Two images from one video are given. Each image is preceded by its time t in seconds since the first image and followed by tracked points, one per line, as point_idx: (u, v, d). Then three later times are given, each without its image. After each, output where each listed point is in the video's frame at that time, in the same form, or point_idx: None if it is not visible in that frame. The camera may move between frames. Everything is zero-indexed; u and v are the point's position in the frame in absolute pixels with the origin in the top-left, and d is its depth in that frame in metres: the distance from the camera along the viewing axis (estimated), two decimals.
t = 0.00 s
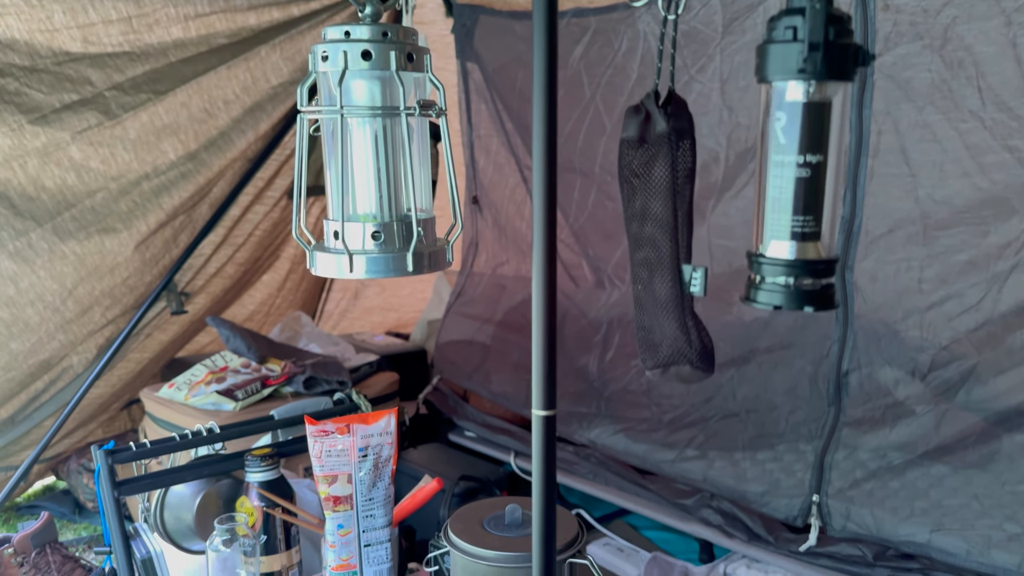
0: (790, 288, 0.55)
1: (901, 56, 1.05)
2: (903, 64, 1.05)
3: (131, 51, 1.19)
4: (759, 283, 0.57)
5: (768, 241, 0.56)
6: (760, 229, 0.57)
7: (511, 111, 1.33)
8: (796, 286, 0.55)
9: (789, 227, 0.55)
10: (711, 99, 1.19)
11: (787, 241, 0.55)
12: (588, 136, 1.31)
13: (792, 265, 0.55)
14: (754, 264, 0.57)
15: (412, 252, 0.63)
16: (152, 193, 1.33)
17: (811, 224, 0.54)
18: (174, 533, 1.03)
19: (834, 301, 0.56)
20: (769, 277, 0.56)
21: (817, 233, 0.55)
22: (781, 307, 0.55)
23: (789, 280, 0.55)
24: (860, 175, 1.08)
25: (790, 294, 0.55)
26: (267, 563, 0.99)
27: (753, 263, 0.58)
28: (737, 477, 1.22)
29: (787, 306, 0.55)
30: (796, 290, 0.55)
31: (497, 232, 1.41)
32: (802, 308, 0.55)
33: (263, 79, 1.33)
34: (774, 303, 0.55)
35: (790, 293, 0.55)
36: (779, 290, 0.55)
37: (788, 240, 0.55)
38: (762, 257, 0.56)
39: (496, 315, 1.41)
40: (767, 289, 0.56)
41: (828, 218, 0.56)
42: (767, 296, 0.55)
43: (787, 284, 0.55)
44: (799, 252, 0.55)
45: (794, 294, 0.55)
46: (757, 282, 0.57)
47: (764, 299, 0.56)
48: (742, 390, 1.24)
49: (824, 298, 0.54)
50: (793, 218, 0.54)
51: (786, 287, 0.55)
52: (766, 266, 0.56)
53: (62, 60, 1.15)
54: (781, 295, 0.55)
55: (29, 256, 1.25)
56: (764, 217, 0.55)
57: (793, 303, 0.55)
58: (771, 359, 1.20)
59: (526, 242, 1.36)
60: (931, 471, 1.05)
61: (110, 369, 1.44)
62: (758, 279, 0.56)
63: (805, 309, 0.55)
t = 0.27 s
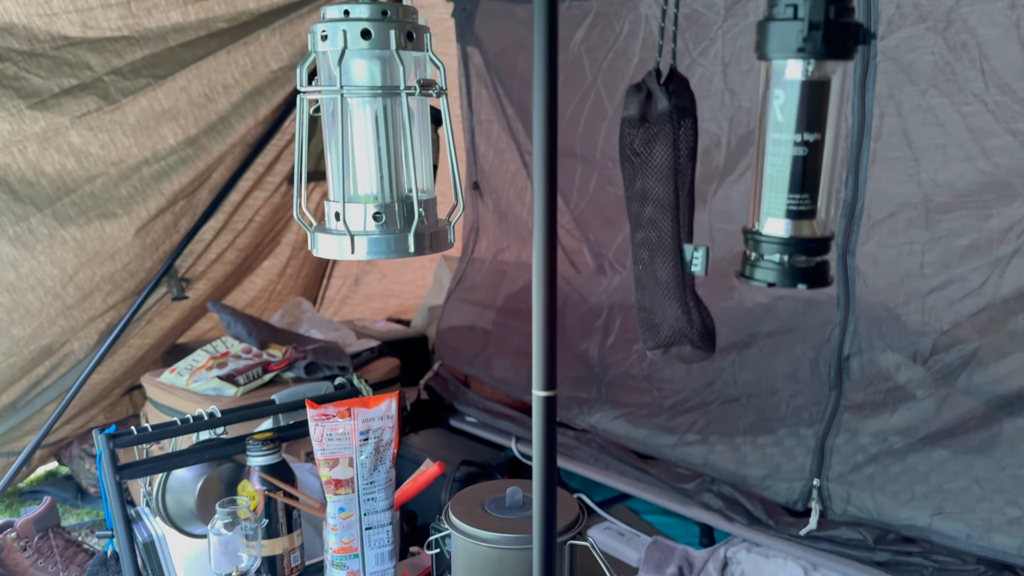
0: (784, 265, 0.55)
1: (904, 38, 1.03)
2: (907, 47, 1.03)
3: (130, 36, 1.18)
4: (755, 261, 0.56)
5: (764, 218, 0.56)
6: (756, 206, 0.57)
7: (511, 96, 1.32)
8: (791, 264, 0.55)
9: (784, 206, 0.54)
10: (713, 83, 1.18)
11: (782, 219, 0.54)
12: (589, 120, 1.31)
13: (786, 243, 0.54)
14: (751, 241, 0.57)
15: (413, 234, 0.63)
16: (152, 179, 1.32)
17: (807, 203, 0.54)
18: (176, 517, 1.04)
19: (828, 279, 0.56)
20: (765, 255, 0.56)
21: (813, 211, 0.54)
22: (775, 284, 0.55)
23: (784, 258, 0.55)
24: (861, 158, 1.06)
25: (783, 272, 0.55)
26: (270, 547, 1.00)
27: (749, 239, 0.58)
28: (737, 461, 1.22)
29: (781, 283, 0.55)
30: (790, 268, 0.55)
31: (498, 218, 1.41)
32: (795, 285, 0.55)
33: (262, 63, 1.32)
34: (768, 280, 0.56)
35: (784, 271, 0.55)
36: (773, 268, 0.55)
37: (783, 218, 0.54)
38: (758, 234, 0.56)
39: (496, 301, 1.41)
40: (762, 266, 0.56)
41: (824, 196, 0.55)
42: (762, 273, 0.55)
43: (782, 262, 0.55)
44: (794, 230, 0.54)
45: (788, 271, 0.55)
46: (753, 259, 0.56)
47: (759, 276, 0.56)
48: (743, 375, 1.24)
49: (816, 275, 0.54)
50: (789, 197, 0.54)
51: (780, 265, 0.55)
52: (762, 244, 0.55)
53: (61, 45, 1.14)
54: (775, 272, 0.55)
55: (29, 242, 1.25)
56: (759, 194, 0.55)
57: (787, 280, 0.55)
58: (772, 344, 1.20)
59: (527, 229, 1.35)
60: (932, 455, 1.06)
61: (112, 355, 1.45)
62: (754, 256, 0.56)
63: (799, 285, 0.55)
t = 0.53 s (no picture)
0: (795, 243, 0.54)
1: (909, 19, 1.02)
2: (911, 28, 1.02)
3: (130, 20, 1.17)
4: (764, 239, 0.56)
5: (773, 195, 0.55)
6: (764, 184, 0.56)
7: (513, 80, 1.32)
8: (802, 241, 0.54)
9: (795, 181, 0.54)
10: (716, 65, 1.17)
11: (792, 195, 0.54)
12: (591, 104, 1.31)
13: (797, 220, 0.54)
14: (759, 219, 0.56)
15: (415, 212, 0.63)
16: (154, 163, 1.33)
17: (817, 177, 0.54)
18: (180, 499, 1.04)
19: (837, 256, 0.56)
20: (774, 233, 0.55)
21: (823, 186, 0.54)
22: (785, 262, 0.55)
23: (795, 235, 0.54)
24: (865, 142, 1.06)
25: (795, 249, 0.54)
26: (273, 528, 1.00)
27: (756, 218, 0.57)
28: (738, 444, 1.22)
29: (792, 261, 0.55)
30: (801, 245, 0.54)
31: (500, 203, 1.41)
32: (806, 263, 0.54)
33: (263, 47, 1.32)
34: (778, 259, 0.55)
35: (795, 248, 0.54)
36: (784, 246, 0.54)
37: (793, 194, 0.54)
38: (767, 212, 0.55)
39: (498, 285, 1.41)
40: (771, 245, 0.56)
41: (833, 172, 0.55)
42: (772, 251, 0.55)
43: (792, 240, 0.54)
44: (805, 206, 0.54)
45: (799, 248, 0.54)
46: (761, 237, 0.56)
47: (768, 254, 0.55)
48: (745, 358, 1.24)
49: (828, 252, 0.54)
50: (799, 172, 0.54)
51: (791, 242, 0.54)
52: (771, 221, 0.55)
53: (61, 28, 1.13)
54: (785, 250, 0.55)
55: (32, 227, 1.26)
56: (769, 170, 0.54)
57: (798, 257, 0.54)
58: (774, 326, 1.20)
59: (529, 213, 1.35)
60: (934, 438, 1.05)
61: (116, 340, 1.46)
62: (763, 234, 0.56)
63: (809, 263, 0.55)
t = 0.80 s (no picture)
0: (796, 216, 0.54)
1: None
2: (917, 8, 1.01)
3: (131, 2, 1.17)
4: (766, 213, 0.56)
5: (775, 168, 0.55)
6: (768, 157, 0.56)
7: (516, 63, 1.31)
8: (803, 214, 0.54)
9: (796, 154, 0.54)
10: (720, 46, 1.17)
11: (794, 168, 0.54)
12: (593, 88, 1.30)
13: (799, 193, 0.54)
14: (762, 192, 0.56)
15: (417, 189, 0.63)
16: (156, 148, 1.32)
17: (819, 151, 0.53)
18: (184, 481, 1.05)
19: (839, 231, 0.55)
20: (776, 206, 0.55)
21: (825, 160, 0.54)
22: (787, 236, 0.55)
23: (796, 208, 0.54)
24: (869, 124, 1.06)
25: (796, 222, 0.54)
26: (278, 509, 1.01)
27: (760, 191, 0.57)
28: (741, 428, 1.22)
29: (793, 234, 0.54)
30: (802, 218, 0.54)
31: (502, 187, 1.40)
32: (808, 237, 0.54)
33: (264, 30, 1.30)
34: (780, 232, 0.55)
35: (796, 221, 0.54)
36: (785, 219, 0.54)
37: (795, 167, 0.54)
38: (769, 185, 0.55)
39: (502, 270, 1.40)
40: (774, 218, 0.55)
41: (837, 146, 0.54)
42: (774, 224, 0.54)
43: (794, 213, 0.54)
44: (807, 179, 0.54)
45: (800, 222, 0.54)
46: (764, 210, 0.56)
47: (771, 228, 0.55)
48: (748, 342, 1.23)
49: (829, 226, 0.54)
50: (801, 145, 0.53)
51: (792, 216, 0.54)
52: (773, 194, 0.55)
53: (62, 12, 1.14)
54: (787, 223, 0.54)
55: (35, 210, 1.28)
56: (771, 143, 0.54)
57: (799, 231, 0.54)
58: (778, 309, 1.19)
59: (531, 198, 1.35)
60: (937, 421, 1.05)
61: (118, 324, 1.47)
62: (765, 208, 0.56)
63: (811, 237, 0.54)
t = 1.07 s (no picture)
0: (801, 186, 0.53)
1: None
2: None
3: None
4: (770, 183, 0.55)
5: (780, 138, 0.54)
6: (772, 128, 0.55)
7: (519, 45, 1.31)
8: (808, 184, 0.53)
9: (802, 124, 0.53)
10: (725, 25, 1.17)
11: (799, 138, 0.53)
12: (596, 70, 1.30)
13: (804, 163, 0.53)
14: (765, 163, 0.55)
15: (423, 162, 0.63)
16: (159, 130, 1.32)
17: (825, 120, 0.53)
18: (190, 460, 1.06)
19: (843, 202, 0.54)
20: (780, 176, 0.54)
21: (830, 130, 0.53)
22: (791, 207, 0.53)
23: (801, 178, 0.53)
24: (875, 102, 1.04)
25: (801, 192, 0.53)
26: (284, 488, 1.03)
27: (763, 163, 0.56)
28: (744, 409, 1.23)
29: (798, 205, 0.53)
30: (807, 188, 0.53)
31: (506, 170, 1.40)
32: (812, 207, 0.53)
33: (267, 11, 1.29)
34: (784, 203, 0.54)
35: (801, 191, 0.53)
36: (790, 189, 0.53)
37: (801, 137, 0.53)
38: (774, 155, 0.54)
39: (505, 253, 1.41)
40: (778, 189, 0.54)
41: (841, 116, 0.55)
42: (778, 194, 0.53)
43: (798, 183, 0.53)
44: (812, 149, 0.53)
45: (805, 192, 0.53)
46: (768, 181, 0.55)
47: (775, 198, 0.54)
48: (752, 322, 1.23)
49: (834, 196, 0.53)
50: (807, 115, 0.53)
51: (798, 185, 0.53)
52: (778, 164, 0.54)
53: None
54: (791, 194, 0.53)
55: (40, 193, 1.30)
56: (777, 112, 0.54)
57: (805, 201, 0.53)
58: (782, 290, 1.19)
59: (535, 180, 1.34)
60: (940, 401, 1.06)
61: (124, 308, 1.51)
62: (769, 178, 0.55)
63: (815, 207, 0.53)
